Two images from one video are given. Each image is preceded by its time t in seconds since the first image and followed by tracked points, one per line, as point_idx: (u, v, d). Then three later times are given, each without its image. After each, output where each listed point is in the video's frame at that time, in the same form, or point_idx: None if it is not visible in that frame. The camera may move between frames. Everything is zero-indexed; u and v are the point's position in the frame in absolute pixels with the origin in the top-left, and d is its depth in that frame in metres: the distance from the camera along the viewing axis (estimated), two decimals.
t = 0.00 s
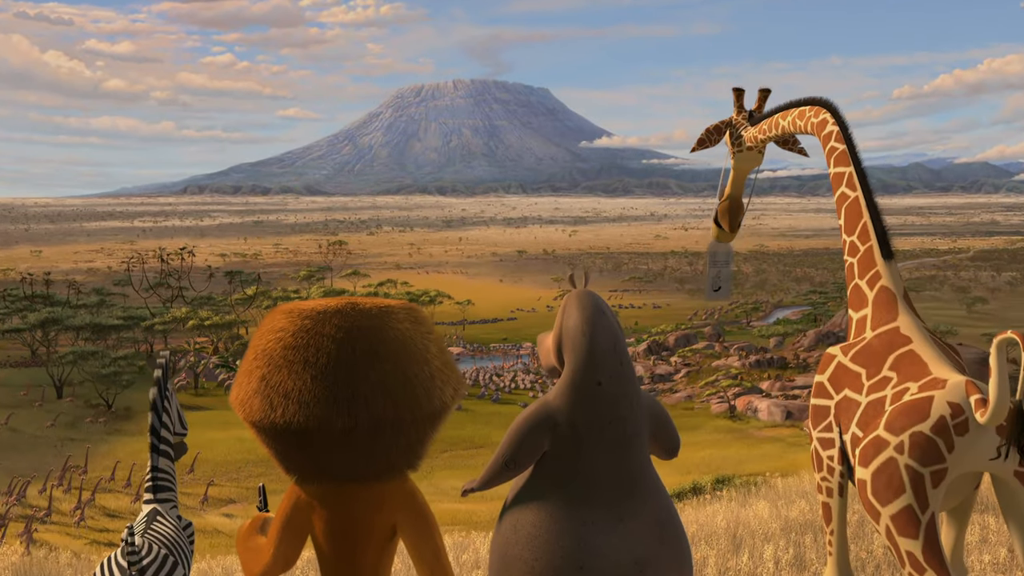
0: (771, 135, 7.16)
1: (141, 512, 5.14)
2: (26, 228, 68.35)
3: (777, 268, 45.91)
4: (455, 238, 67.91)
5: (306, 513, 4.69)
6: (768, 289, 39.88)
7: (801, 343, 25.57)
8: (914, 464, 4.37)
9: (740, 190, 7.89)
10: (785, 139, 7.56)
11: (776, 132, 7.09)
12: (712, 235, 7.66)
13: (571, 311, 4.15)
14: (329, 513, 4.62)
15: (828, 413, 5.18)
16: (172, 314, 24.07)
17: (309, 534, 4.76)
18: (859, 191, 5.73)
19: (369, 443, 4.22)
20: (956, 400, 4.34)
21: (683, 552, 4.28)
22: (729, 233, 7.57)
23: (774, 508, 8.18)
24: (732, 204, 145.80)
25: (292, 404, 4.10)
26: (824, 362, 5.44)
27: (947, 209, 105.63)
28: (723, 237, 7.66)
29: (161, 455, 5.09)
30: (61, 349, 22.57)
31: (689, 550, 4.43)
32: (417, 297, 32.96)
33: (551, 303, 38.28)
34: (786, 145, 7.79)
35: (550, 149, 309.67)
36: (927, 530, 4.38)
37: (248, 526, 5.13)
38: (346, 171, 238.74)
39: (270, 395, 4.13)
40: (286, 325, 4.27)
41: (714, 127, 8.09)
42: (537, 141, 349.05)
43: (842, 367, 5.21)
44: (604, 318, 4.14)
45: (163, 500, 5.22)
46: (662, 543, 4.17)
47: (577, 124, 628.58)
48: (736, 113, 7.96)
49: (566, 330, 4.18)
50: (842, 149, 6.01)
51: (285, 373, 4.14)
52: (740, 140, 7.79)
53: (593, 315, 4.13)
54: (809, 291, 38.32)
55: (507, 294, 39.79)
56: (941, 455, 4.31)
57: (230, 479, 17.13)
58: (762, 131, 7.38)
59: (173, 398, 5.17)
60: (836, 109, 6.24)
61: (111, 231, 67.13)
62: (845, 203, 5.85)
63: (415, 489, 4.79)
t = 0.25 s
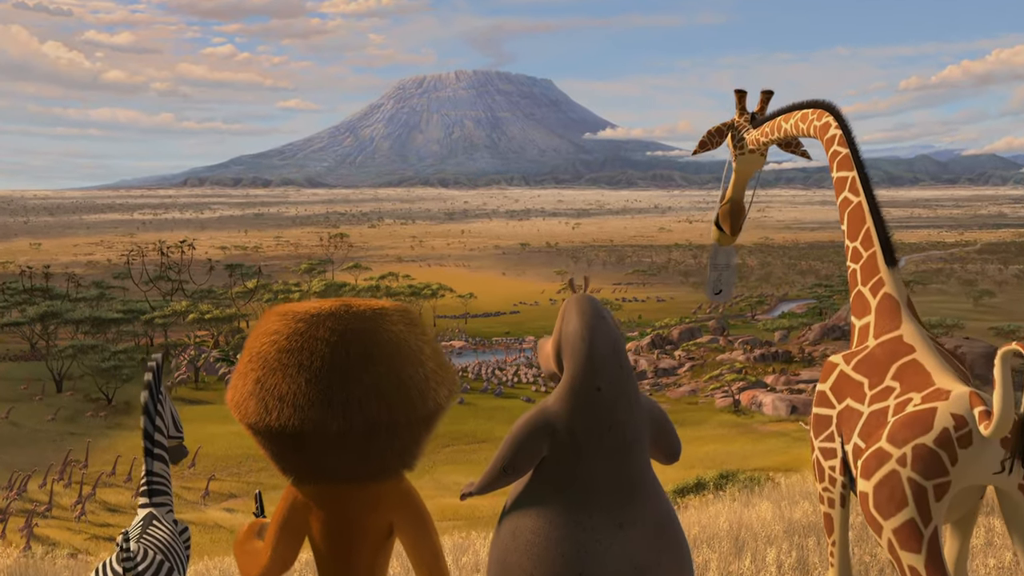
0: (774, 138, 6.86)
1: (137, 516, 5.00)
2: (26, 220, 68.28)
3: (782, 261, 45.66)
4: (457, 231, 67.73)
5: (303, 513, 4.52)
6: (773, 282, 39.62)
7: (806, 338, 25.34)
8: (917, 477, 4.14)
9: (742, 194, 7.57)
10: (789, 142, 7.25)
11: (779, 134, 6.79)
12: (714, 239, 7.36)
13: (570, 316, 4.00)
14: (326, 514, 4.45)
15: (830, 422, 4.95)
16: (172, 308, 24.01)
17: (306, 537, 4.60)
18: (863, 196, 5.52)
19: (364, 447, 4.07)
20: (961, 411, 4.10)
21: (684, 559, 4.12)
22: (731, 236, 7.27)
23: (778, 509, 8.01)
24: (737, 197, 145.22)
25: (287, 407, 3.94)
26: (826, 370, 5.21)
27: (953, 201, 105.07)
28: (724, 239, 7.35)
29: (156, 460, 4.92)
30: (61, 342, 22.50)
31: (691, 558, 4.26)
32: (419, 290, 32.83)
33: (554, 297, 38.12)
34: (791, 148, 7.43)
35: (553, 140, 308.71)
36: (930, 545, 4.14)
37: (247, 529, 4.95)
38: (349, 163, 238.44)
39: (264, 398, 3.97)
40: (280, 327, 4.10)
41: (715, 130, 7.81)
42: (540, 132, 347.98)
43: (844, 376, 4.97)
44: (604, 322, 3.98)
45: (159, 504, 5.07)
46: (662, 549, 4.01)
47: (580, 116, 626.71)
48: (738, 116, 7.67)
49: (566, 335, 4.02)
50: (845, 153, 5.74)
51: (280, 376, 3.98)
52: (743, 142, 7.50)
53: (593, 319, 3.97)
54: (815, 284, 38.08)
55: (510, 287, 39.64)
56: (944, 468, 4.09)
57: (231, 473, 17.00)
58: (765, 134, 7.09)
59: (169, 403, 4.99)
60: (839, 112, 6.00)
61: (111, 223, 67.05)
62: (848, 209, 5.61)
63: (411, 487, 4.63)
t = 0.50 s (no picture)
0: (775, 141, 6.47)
1: (133, 520, 4.86)
2: (22, 213, 68.03)
3: (786, 254, 45.44)
4: (459, 224, 67.51)
5: (298, 519, 4.35)
6: (778, 275, 39.38)
7: (811, 331, 25.19)
8: (920, 489, 3.97)
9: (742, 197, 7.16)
10: (792, 146, 6.85)
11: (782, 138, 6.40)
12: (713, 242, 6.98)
13: (569, 320, 3.86)
14: (321, 519, 4.28)
15: (832, 432, 4.75)
16: (173, 301, 23.91)
17: (301, 545, 4.42)
18: (866, 201, 5.21)
19: (357, 453, 3.95)
20: (964, 423, 3.94)
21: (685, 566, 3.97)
22: (730, 239, 6.89)
23: (781, 509, 7.86)
24: (741, 189, 144.70)
25: (277, 416, 3.82)
26: (830, 378, 5.00)
27: (959, 193, 104.71)
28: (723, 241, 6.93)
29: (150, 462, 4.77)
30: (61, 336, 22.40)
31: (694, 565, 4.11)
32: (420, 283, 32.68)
33: (556, 290, 37.96)
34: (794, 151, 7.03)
35: (556, 133, 307.75)
36: (932, 559, 3.96)
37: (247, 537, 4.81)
38: (351, 155, 238.04)
39: (253, 408, 3.84)
40: (270, 333, 3.96)
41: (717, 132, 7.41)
42: (542, 124, 346.89)
43: (846, 385, 4.77)
44: (604, 326, 3.85)
45: (154, 507, 4.92)
46: (662, 557, 3.85)
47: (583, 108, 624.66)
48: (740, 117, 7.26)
49: (565, 340, 3.88)
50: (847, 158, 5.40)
51: (268, 383, 3.85)
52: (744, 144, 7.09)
53: (593, 323, 3.83)
54: (819, 278, 37.86)
55: (512, 280, 39.45)
56: (947, 482, 3.93)
57: (232, 468, 16.91)
58: (765, 137, 6.68)
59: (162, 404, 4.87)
60: (842, 115, 5.64)
61: (110, 216, 66.80)
62: (850, 214, 5.31)
63: (405, 491, 4.47)
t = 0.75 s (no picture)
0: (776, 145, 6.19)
1: (129, 524, 4.72)
2: (22, 206, 67.86)
3: (791, 247, 45.21)
4: (461, 217, 67.33)
5: (294, 523, 4.22)
6: (782, 269, 39.17)
7: (816, 325, 24.99)
8: (922, 503, 3.76)
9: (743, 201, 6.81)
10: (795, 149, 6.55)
11: (783, 141, 6.11)
12: (710, 246, 6.66)
13: (568, 324, 3.75)
14: (317, 523, 4.16)
15: (834, 441, 4.53)
16: (173, 295, 23.84)
17: (299, 549, 4.30)
18: (869, 206, 4.93)
19: (349, 458, 3.91)
20: (967, 434, 3.73)
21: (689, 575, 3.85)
22: (730, 244, 6.58)
23: (785, 510, 7.69)
24: (745, 182, 144.12)
25: (268, 424, 3.78)
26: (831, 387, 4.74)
27: (965, 186, 104.30)
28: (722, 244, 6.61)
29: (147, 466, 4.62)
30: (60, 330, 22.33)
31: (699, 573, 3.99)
32: (422, 276, 32.55)
33: (560, 284, 37.81)
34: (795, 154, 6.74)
35: (559, 125, 306.85)
36: None
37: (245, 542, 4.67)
38: (354, 148, 237.62)
39: (246, 413, 3.80)
40: (262, 339, 3.89)
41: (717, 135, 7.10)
42: (545, 117, 345.82)
43: (848, 394, 4.52)
44: (604, 331, 3.73)
45: (152, 512, 4.77)
46: (665, 564, 3.72)
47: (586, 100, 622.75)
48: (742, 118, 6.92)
49: (564, 344, 3.76)
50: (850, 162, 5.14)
51: (258, 390, 3.80)
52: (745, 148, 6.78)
53: (593, 327, 3.72)
54: (825, 271, 37.64)
55: (515, 274, 39.31)
56: (950, 495, 3.71)
57: (233, 463, 16.79)
58: (767, 140, 6.38)
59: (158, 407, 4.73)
60: (845, 118, 5.39)
61: (111, 209, 66.62)
62: (854, 219, 5.02)
63: (401, 495, 4.32)
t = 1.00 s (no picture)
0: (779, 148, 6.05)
1: (125, 528, 4.60)
2: (22, 198, 67.65)
3: (796, 240, 44.96)
4: (464, 210, 67.09)
5: (293, 525, 4.13)
6: (787, 262, 38.93)
7: (821, 319, 24.82)
8: (925, 516, 3.67)
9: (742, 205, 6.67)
10: (797, 153, 6.43)
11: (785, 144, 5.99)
12: (709, 250, 6.59)
13: (568, 327, 3.61)
14: (316, 523, 4.04)
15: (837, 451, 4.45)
16: (173, 289, 23.81)
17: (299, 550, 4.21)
18: (872, 211, 4.83)
19: (347, 462, 3.81)
20: (970, 446, 3.65)
21: None
22: (728, 248, 6.50)
23: (790, 511, 7.56)
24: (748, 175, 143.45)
25: (263, 427, 3.70)
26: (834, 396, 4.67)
27: (972, 179, 103.78)
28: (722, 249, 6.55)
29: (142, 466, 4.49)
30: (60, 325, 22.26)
31: None
32: (424, 270, 32.40)
33: (562, 278, 37.65)
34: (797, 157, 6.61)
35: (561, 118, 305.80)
36: None
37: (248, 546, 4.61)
38: (356, 140, 237.06)
39: (242, 417, 3.74)
40: (259, 341, 3.82)
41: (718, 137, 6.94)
42: (548, 109, 344.71)
43: (851, 403, 4.46)
44: (604, 334, 3.60)
45: (147, 515, 4.64)
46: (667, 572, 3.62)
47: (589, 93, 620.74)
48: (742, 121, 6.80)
49: (563, 348, 3.62)
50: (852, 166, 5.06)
51: (252, 393, 3.73)
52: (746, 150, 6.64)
53: (592, 330, 3.59)
54: (830, 265, 37.41)
55: (517, 268, 39.14)
56: (953, 508, 3.63)
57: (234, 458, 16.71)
58: (769, 143, 6.24)
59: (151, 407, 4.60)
60: (849, 122, 5.28)
61: (110, 202, 66.43)
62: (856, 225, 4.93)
63: (402, 498, 4.21)
